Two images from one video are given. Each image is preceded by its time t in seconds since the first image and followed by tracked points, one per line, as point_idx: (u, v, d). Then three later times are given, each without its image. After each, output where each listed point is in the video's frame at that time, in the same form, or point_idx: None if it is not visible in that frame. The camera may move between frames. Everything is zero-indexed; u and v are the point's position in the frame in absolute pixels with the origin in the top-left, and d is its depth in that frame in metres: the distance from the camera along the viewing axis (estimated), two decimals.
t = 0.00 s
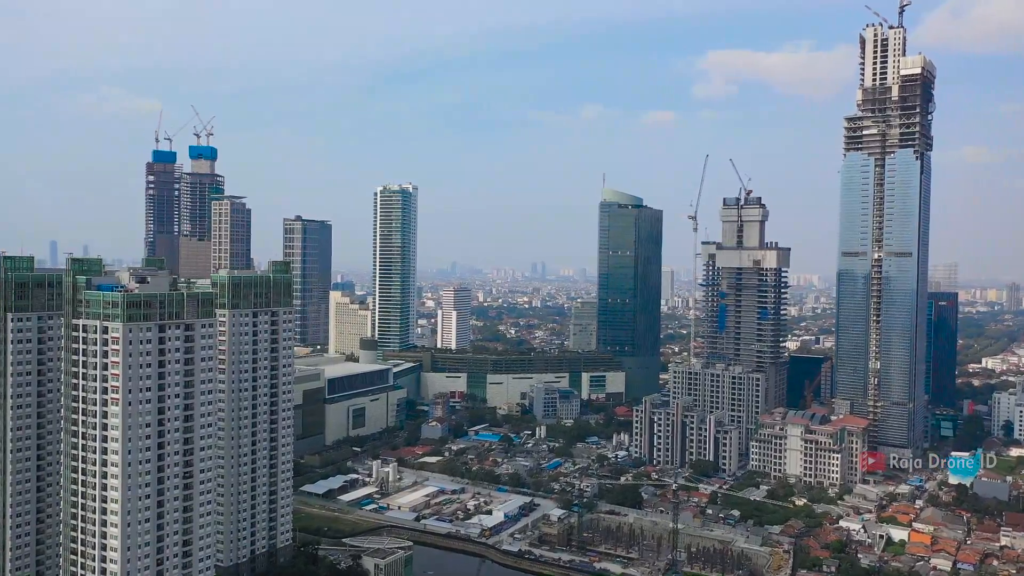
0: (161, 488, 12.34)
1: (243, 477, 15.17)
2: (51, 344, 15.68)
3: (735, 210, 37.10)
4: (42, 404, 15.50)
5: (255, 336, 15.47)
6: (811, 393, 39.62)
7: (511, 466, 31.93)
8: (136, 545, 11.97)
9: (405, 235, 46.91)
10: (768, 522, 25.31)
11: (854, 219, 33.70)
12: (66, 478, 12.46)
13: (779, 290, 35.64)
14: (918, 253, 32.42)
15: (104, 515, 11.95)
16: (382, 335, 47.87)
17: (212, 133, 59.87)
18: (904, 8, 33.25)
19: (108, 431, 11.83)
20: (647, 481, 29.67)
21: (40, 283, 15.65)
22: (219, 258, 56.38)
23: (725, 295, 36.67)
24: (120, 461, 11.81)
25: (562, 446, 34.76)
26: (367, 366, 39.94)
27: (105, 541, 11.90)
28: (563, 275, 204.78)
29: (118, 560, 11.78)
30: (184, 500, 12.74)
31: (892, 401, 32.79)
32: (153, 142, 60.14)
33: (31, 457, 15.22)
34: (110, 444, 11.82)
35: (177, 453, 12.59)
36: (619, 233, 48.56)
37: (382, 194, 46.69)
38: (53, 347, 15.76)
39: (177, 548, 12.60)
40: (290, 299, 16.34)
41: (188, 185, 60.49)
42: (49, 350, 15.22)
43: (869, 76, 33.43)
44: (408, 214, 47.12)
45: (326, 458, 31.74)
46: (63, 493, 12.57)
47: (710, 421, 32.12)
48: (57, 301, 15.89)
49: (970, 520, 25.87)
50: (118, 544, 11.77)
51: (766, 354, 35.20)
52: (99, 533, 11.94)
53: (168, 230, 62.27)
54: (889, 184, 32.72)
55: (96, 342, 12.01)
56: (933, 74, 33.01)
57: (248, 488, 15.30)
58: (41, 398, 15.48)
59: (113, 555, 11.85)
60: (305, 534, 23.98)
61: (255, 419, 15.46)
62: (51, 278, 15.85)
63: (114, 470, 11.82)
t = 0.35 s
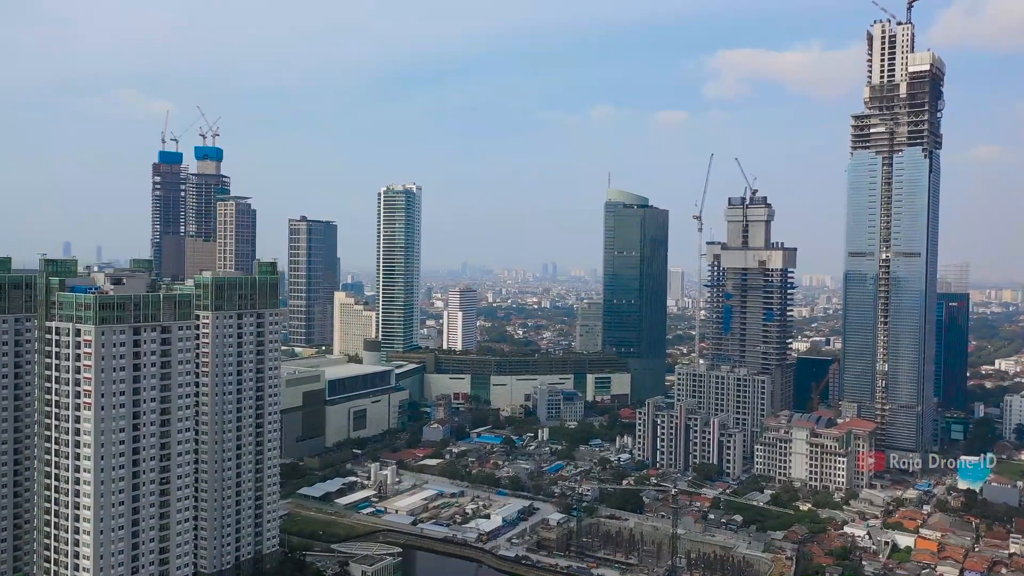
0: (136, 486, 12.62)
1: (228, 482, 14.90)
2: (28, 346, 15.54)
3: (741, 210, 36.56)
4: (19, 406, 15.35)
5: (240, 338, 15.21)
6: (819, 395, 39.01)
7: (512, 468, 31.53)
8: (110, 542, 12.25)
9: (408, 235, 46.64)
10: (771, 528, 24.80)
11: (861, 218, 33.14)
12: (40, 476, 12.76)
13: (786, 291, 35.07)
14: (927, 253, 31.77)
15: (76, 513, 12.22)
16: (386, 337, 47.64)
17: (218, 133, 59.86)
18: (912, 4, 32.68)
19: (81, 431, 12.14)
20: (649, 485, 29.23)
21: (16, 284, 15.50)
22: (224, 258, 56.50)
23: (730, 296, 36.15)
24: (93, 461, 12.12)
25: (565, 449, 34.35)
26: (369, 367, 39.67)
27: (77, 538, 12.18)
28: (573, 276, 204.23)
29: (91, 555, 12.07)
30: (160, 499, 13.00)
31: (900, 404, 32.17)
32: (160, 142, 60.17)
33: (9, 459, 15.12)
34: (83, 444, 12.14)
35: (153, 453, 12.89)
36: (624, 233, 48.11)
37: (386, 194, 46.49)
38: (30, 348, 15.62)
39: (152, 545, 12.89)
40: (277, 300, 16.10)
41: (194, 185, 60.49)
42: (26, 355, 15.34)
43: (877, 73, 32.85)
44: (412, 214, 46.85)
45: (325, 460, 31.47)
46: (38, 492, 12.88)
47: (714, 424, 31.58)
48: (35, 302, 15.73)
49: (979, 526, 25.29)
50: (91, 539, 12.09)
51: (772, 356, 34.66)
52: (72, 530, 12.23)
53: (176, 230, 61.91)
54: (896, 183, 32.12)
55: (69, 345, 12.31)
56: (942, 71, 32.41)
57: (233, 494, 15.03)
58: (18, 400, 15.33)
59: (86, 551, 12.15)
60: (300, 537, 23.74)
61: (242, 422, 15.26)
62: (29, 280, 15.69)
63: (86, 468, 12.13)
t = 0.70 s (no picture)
0: (105, 482, 13.40)
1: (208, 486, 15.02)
2: None
3: (743, 210, 36.10)
4: None
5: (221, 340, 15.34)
6: (823, 398, 38.49)
7: (510, 472, 31.14)
8: (78, 535, 13.03)
9: (409, 236, 46.36)
10: (771, 533, 24.36)
11: (865, 218, 32.61)
12: (13, 472, 13.57)
13: (788, 292, 34.58)
14: (932, 253, 31.22)
15: (45, 506, 13.07)
16: (387, 338, 47.37)
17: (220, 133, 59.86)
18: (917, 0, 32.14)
19: (49, 429, 12.96)
20: (648, 488, 28.84)
21: None
22: (226, 259, 56.35)
23: (732, 297, 35.68)
24: (60, 457, 12.90)
25: (564, 452, 33.95)
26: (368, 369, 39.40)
27: (46, 530, 13.02)
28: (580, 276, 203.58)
29: (58, 548, 12.83)
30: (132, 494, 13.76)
31: (905, 406, 31.61)
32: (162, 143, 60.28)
33: None
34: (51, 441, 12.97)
35: (125, 450, 13.67)
36: (626, 233, 47.71)
37: (386, 195, 46.36)
38: None
39: (124, 537, 13.69)
40: (259, 301, 16.10)
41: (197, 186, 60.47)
42: None
43: (881, 71, 32.36)
44: (413, 215, 46.62)
45: (322, 462, 31.20)
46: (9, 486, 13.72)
47: (715, 426, 31.17)
48: None
49: (984, 532, 24.75)
50: (58, 532, 12.88)
51: (775, 358, 34.18)
52: (40, 522, 13.05)
53: (178, 231, 62.14)
54: (901, 182, 31.57)
55: (38, 346, 13.12)
56: (947, 68, 31.85)
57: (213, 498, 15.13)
58: None
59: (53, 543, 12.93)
60: (291, 541, 23.48)
61: (222, 426, 15.34)
62: None
63: (54, 464, 12.94)
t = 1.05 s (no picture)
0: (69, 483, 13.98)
1: (187, 483, 15.49)
2: None
3: (745, 209, 35.62)
4: None
5: (200, 341, 15.81)
6: (827, 400, 37.97)
7: (508, 475, 30.77)
8: (42, 536, 13.58)
9: (410, 237, 46.05)
10: (771, 539, 23.94)
11: (869, 218, 32.09)
12: None
13: (791, 292, 34.06)
14: (937, 254, 30.71)
15: (11, 507, 13.59)
16: (387, 339, 47.06)
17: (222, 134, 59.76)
18: None
19: (14, 432, 13.52)
20: (647, 493, 28.42)
21: None
22: (228, 260, 56.20)
23: (734, 298, 35.20)
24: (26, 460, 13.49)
25: (563, 455, 33.56)
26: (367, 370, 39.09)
27: (11, 530, 13.54)
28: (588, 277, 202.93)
29: (23, 548, 13.39)
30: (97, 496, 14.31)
31: (909, 409, 31.12)
32: (164, 143, 60.25)
33: None
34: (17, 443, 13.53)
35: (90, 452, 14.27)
36: (628, 233, 47.29)
37: (386, 195, 46.10)
38: None
39: (90, 538, 14.26)
40: (240, 303, 16.51)
41: (199, 187, 60.35)
42: None
43: (885, 68, 31.83)
44: (413, 215, 46.33)
45: (317, 464, 30.94)
46: None
47: (715, 429, 30.74)
48: None
49: (989, 538, 24.23)
50: (23, 533, 13.42)
51: (777, 360, 33.67)
52: (6, 522, 13.59)
53: (180, 231, 62.25)
54: (905, 181, 31.03)
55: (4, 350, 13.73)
56: (953, 66, 31.31)
57: (193, 496, 15.60)
58: None
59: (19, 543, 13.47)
60: (283, 545, 23.23)
61: (202, 430, 15.82)
62: None
63: (19, 466, 13.50)
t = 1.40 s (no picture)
0: (39, 486, 14.09)
1: (165, 487, 15.57)
2: None
3: (746, 209, 35.15)
4: None
5: (178, 344, 15.96)
6: (830, 402, 37.42)
7: (505, 477, 30.40)
8: (10, 539, 13.63)
9: (410, 237, 45.75)
10: (770, 544, 23.49)
11: (871, 217, 31.59)
12: None
13: (793, 293, 33.59)
14: (941, 253, 30.17)
15: None
16: (387, 340, 46.73)
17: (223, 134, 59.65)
18: None
19: None
20: (644, 496, 28.01)
21: None
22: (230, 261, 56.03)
23: (735, 299, 34.73)
24: None
25: (562, 457, 33.16)
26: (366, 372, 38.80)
27: None
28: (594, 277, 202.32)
29: None
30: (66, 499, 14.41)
31: (912, 411, 30.63)
32: (166, 144, 60.16)
33: None
34: None
35: (59, 455, 14.38)
36: (629, 233, 46.88)
37: (386, 195, 45.87)
38: None
39: (60, 542, 14.32)
40: (219, 304, 16.64)
41: (201, 187, 60.21)
42: None
43: (888, 65, 31.34)
44: (413, 215, 46.06)
45: (313, 467, 30.66)
46: None
47: (715, 432, 30.30)
48: None
49: (993, 544, 23.72)
50: None
51: (779, 361, 33.18)
52: None
53: (182, 232, 62.16)
54: (908, 180, 30.50)
55: None
56: (957, 62, 30.81)
57: (170, 500, 15.69)
58: None
59: None
60: (273, 549, 22.93)
61: (180, 433, 15.93)
62: None
63: None
